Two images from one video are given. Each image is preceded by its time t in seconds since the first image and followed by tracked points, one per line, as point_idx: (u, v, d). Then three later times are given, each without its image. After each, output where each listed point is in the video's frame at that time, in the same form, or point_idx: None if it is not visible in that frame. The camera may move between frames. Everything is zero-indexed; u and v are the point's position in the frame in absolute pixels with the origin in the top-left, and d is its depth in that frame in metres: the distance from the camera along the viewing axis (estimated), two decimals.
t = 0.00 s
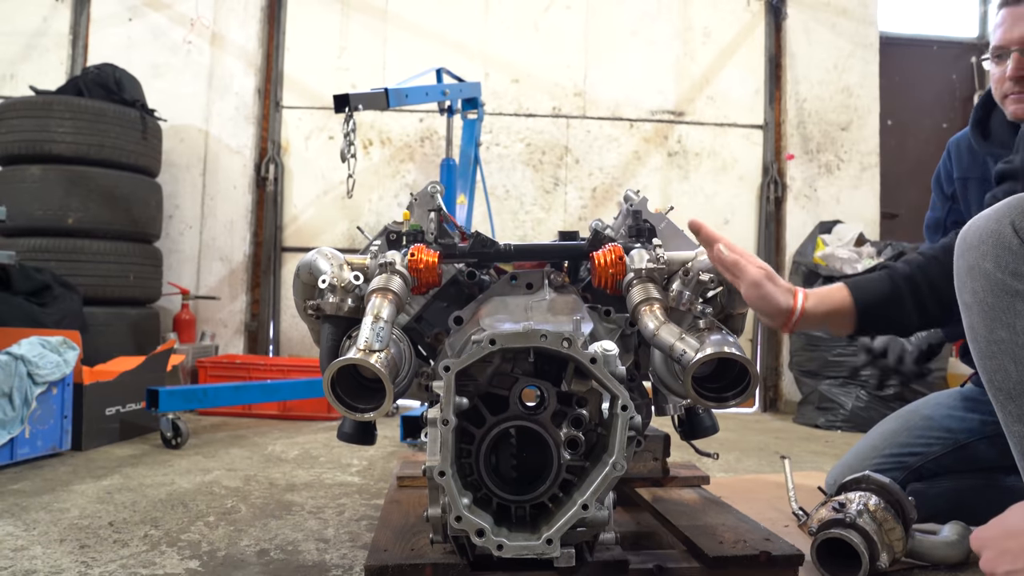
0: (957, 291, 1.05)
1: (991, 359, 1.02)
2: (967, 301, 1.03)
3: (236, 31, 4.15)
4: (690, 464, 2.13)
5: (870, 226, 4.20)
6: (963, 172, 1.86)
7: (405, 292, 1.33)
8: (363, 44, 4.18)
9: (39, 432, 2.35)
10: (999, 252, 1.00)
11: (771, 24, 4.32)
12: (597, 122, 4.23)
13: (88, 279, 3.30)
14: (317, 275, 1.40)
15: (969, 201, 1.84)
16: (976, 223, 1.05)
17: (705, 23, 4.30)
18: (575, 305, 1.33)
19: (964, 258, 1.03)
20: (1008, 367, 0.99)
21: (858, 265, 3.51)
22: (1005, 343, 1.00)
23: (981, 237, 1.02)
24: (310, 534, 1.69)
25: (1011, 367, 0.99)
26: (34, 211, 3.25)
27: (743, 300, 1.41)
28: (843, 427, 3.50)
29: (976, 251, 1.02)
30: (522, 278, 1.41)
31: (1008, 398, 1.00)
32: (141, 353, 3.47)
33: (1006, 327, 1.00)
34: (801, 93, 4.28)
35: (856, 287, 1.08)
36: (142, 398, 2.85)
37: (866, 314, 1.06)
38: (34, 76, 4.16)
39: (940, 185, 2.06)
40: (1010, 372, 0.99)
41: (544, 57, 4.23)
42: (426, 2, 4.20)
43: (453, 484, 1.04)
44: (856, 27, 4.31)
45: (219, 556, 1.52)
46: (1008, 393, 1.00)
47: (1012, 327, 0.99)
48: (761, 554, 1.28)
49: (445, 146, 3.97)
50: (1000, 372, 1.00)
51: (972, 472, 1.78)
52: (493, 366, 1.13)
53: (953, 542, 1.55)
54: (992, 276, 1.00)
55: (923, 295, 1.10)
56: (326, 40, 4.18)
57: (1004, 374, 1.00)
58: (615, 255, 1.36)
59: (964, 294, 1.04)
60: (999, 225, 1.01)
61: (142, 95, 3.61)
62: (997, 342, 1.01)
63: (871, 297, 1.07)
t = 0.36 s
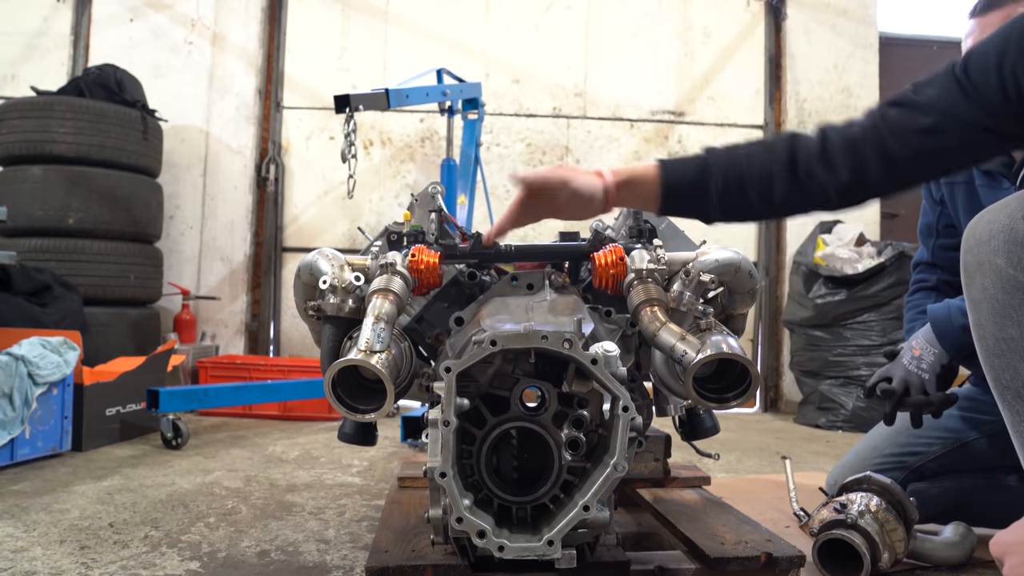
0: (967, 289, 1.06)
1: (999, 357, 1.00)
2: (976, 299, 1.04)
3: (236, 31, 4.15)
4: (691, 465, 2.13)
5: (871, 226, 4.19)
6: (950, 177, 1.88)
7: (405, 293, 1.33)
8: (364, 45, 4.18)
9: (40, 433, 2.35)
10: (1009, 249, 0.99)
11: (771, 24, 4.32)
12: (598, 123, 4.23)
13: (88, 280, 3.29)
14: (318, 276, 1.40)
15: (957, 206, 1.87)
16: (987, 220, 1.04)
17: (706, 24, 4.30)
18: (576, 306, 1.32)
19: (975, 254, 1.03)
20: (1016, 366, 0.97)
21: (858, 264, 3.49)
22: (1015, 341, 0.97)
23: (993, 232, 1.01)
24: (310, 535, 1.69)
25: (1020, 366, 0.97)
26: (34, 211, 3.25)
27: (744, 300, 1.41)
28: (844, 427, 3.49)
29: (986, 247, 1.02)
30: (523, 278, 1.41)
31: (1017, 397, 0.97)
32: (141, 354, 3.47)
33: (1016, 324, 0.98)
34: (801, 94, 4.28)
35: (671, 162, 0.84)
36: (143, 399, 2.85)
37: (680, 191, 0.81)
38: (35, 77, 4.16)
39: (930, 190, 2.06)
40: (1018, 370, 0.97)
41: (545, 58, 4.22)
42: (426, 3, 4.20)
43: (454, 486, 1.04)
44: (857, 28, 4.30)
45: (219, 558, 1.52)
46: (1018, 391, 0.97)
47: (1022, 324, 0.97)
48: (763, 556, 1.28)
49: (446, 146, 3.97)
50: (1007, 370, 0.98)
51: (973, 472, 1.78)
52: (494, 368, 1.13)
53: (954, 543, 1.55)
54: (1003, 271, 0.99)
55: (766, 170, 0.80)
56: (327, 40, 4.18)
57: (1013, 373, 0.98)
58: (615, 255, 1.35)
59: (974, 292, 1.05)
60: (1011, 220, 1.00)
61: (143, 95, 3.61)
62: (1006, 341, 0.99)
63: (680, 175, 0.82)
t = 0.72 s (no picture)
0: (963, 292, 1.05)
1: (996, 362, 1.00)
2: (972, 303, 1.04)
3: (235, 33, 4.15)
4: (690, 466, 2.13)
5: (869, 227, 4.20)
6: (946, 177, 1.89)
7: (405, 295, 1.33)
8: (363, 46, 4.19)
9: (38, 435, 2.34)
10: (1006, 253, 0.99)
11: (769, 26, 4.33)
12: (597, 124, 4.23)
13: (87, 282, 3.29)
14: (317, 278, 1.40)
15: (952, 206, 1.87)
16: (982, 225, 1.04)
17: (704, 25, 4.30)
18: (575, 308, 1.32)
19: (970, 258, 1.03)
20: (1014, 370, 0.97)
21: (857, 265, 3.52)
22: (1013, 345, 0.97)
23: (988, 237, 1.02)
24: (310, 537, 1.69)
25: (1018, 370, 0.97)
26: (33, 213, 3.25)
27: (742, 301, 1.42)
28: (843, 428, 3.49)
29: (982, 251, 1.02)
30: (523, 279, 1.40)
31: (1014, 401, 0.97)
32: (141, 356, 3.47)
33: (1014, 329, 0.98)
34: (800, 95, 4.28)
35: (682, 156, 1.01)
36: (142, 401, 2.85)
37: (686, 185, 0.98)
38: (34, 78, 4.16)
39: (927, 190, 2.06)
40: (1016, 375, 0.97)
41: (544, 59, 4.23)
42: (426, 4, 4.20)
43: (454, 488, 1.04)
44: (855, 29, 4.31)
45: (219, 560, 1.52)
46: (1015, 395, 0.97)
47: (1019, 329, 0.97)
48: (762, 556, 1.28)
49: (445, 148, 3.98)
50: (1005, 374, 0.98)
51: (970, 472, 1.78)
52: (494, 369, 1.13)
53: (953, 543, 1.55)
54: (999, 277, 0.99)
55: (768, 162, 0.95)
56: (326, 42, 4.18)
57: (1010, 377, 0.98)
58: (614, 256, 1.34)
59: (970, 296, 1.05)
60: (1006, 225, 1.01)
61: (141, 97, 3.61)
62: (1004, 345, 0.98)
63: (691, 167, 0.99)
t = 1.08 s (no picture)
0: (966, 289, 1.06)
1: (998, 357, 1.00)
2: (974, 299, 1.04)
3: (235, 34, 4.15)
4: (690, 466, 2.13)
5: (869, 227, 4.20)
6: (944, 176, 1.89)
7: (404, 295, 1.33)
8: (363, 47, 4.19)
9: (38, 436, 2.34)
10: (1007, 250, 1.00)
11: (769, 26, 4.33)
12: (596, 124, 4.24)
13: (86, 283, 3.29)
14: (317, 279, 1.40)
15: (951, 205, 1.87)
16: (984, 222, 1.04)
17: (704, 26, 4.31)
18: (574, 309, 1.32)
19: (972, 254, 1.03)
20: (1014, 365, 0.97)
21: (856, 266, 3.52)
22: (1013, 340, 0.98)
23: (990, 234, 1.02)
24: (309, 538, 1.69)
25: (1019, 365, 0.97)
26: (32, 214, 3.25)
27: (742, 302, 1.42)
28: (842, 428, 3.49)
29: (983, 248, 1.03)
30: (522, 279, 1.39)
31: (1014, 396, 0.98)
32: (140, 357, 3.47)
33: (1014, 324, 0.98)
34: (799, 95, 4.29)
35: (671, 169, 1.05)
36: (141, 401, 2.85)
37: (674, 196, 1.04)
38: (33, 79, 4.16)
39: (924, 190, 2.06)
40: (1016, 369, 0.97)
41: (543, 60, 4.23)
42: (425, 5, 4.20)
43: (452, 488, 1.03)
44: (854, 29, 4.31)
45: (218, 561, 1.52)
46: (1014, 391, 0.98)
47: (1019, 325, 0.97)
48: (761, 557, 1.27)
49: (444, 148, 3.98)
50: (1005, 369, 0.98)
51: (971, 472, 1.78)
52: (493, 370, 1.13)
53: (952, 544, 1.55)
54: (1000, 272, 0.99)
55: (755, 171, 0.98)
56: (325, 42, 4.18)
57: (1011, 372, 0.98)
58: (614, 256, 1.34)
59: (972, 293, 1.05)
60: (1008, 222, 1.01)
61: (141, 98, 3.61)
62: (1004, 340, 0.99)
63: (679, 178, 1.04)
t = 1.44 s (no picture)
0: (959, 291, 1.06)
1: (991, 358, 1.01)
2: (968, 301, 1.04)
3: (234, 33, 4.15)
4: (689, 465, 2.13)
5: (868, 227, 4.21)
6: (939, 174, 1.89)
7: (403, 295, 1.33)
8: (362, 47, 4.18)
9: (37, 436, 2.34)
10: (1001, 252, 1.00)
11: (769, 26, 4.33)
12: (596, 124, 4.24)
13: (85, 283, 3.28)
14: (316, 278, 1.40)
15: (946, 202, 1.87)
16: (978, 223, 1.04)
17: (703, 26, 4.31)
18: (574, 308, 1.32)
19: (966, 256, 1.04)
20: (1008, 366, 0.98)
21: (855, 265, 3.49)
22: (1007, 342, 0.99)
23: (983, 236, 1.02)
24: (309, 537, 1.69)
25: (1013, 367, 0.98)
26: (31, 214, 3.24)
27: (741, 301, 1.42)
28: (841, 428, 3.49)
29: (976, 250, 1.03)
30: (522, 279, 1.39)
31: (1008, 397, 0.99)
32: (139, 356, 3.47)
33: (1008, 326, 0.99)
34: (798, 95, 4.29)
35: (670, 171, 1.06)
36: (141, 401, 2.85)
37: (673, 198, 1.05)
38: (32, 79, 4.15)
39: (920, 189, 2.06)
40: (1011, 371, 0.98)
41: (543, 60, 4.23)
42: (425, 5, 4.20)
43: (452, 487, 1.03)
44: (854, 29, 4.31)
45: (218, 560, 1.52)
46: (1009, 392, 0.99)
47: (1014, 327, 0.98)
48: (760, 556, 1.28)
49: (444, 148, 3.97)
50: (1000, 371, 0.99)
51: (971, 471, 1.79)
52: (492, 369, 1.13)
53: (951, 542, 1.55)
54: (993, 274, 1.00)
55: (754, 173, 1.00)
56: (324, 42, 4.18)
57: (1005, 373, 0.99)
58: (614, 256, 1.34)
59: (965, 294, 1.05)
60: (1002, 224, 1.01)
61: (139, 97, 3.61)
62: (999, 342, 1.00)
63: (677, 180, 1.05)
